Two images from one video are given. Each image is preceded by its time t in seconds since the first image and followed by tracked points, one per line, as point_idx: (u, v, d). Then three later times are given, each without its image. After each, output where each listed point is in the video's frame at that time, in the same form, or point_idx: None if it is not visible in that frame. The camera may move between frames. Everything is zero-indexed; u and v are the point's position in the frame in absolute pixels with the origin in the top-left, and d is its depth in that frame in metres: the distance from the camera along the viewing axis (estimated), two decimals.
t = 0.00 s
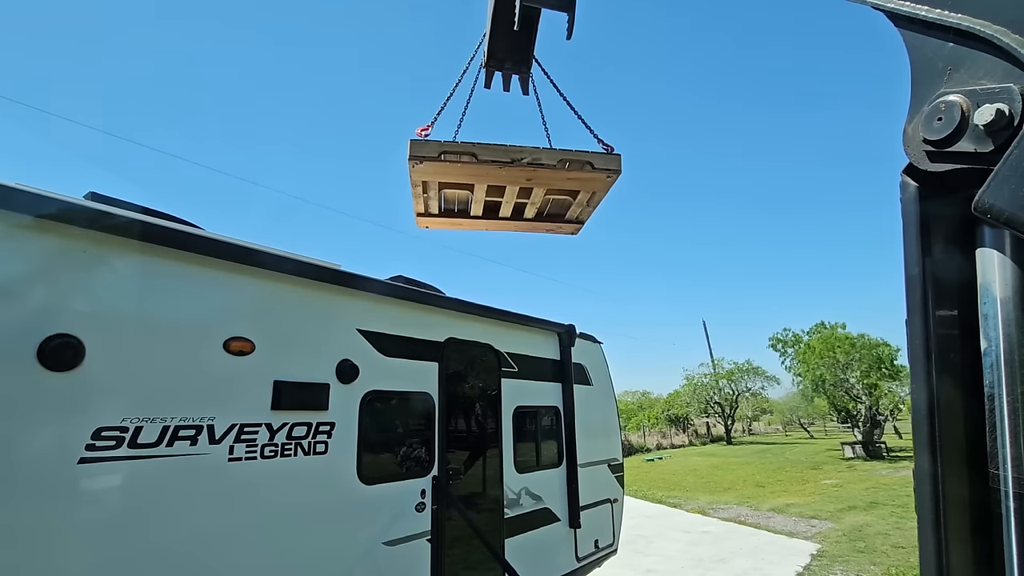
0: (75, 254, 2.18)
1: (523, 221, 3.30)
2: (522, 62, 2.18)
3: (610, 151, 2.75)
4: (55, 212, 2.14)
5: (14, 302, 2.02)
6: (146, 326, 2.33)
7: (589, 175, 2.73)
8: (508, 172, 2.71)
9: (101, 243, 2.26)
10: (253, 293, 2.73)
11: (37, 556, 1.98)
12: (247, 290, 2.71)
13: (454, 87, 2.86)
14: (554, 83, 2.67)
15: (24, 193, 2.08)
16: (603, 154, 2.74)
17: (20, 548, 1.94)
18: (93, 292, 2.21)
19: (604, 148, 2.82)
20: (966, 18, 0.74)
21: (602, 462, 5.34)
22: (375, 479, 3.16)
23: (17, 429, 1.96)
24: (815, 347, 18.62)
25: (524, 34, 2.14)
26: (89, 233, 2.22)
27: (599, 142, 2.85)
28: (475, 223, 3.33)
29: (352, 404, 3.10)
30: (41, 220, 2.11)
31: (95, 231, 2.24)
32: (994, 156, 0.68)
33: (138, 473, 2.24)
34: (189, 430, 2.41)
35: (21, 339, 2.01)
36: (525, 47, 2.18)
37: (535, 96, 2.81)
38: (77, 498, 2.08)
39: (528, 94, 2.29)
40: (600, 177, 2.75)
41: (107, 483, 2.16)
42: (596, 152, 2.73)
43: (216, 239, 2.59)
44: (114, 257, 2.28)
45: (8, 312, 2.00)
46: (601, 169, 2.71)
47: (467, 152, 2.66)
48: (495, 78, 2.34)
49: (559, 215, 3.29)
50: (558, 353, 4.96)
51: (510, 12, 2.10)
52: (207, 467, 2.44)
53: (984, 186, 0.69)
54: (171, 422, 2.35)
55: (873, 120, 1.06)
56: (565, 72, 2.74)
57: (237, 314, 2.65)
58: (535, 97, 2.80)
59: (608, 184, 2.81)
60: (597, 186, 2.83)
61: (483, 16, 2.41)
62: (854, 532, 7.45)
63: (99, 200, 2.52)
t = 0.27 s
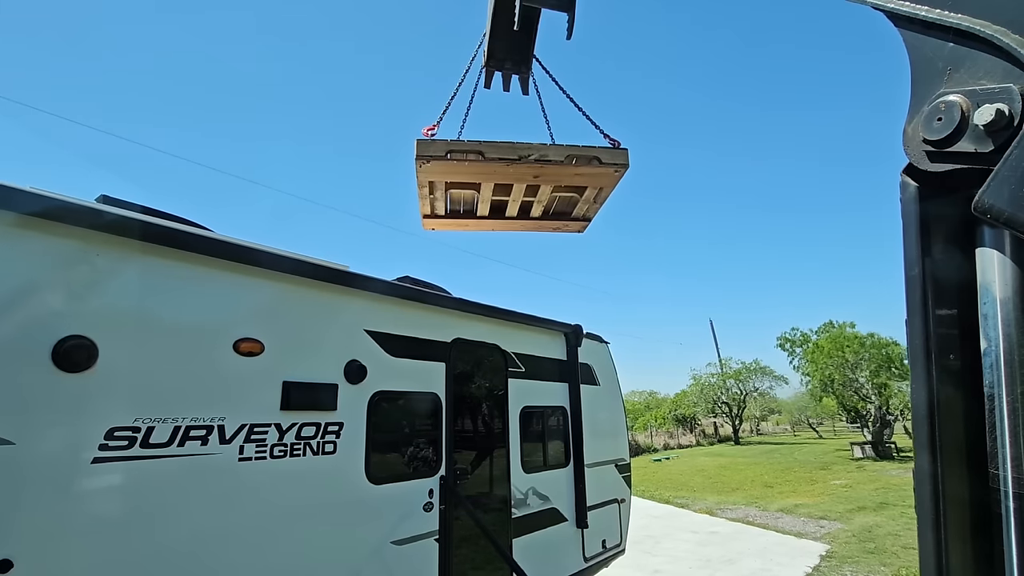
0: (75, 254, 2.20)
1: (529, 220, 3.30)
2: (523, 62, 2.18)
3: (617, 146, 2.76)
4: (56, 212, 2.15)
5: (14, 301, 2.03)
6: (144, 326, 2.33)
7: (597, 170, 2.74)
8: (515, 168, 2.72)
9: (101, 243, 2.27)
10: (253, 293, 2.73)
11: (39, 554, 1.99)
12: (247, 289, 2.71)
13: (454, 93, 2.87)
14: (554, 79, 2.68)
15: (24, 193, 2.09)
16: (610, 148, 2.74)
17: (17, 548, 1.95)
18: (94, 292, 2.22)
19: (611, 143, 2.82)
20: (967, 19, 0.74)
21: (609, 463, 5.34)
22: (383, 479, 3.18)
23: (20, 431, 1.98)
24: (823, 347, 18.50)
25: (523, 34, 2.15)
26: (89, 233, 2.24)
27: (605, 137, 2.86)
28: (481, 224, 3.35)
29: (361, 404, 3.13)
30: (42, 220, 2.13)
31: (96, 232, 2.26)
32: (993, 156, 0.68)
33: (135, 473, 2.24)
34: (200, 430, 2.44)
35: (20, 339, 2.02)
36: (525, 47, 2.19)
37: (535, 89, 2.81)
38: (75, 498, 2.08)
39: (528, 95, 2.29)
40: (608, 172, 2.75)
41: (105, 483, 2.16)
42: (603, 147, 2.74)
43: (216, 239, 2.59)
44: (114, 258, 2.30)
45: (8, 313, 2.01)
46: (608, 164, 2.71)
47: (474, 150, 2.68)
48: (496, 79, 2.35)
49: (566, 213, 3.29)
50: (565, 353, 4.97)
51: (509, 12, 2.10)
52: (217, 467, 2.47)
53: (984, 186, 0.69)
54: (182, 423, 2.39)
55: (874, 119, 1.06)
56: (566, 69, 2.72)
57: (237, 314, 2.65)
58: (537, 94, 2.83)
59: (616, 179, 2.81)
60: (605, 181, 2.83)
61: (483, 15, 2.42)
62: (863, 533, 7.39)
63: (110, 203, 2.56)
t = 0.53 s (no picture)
0: (76, 254, 2.21)
1: (535, 219, 3.31)
2: (522, 62, 2.20)
3: (622, 144, 2.76)
4: (58, 212, 2.16)
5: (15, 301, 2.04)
6: (145, 325, 2.34)
7: (603, 168, 2.73)
8: (521, 169, 2.73)
9: (102, 243, 2.28)
10: (254, 294, 2.73)
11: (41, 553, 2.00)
12: (249, 289, 2.71)
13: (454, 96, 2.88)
14: (553, 77, 2.64)
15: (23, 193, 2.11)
16: (615, 146, 2.74)
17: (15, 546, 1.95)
18: (94, 292, 2.23)
19: (616, 141, 2.82)
20: (967, 19, 0.74)
21: (617, 463, 5.34)
22: (391, 478, 3.21)
23: (36, 431, 2.02)
24: (832, 346, 18.34)
25: (522, 34, 2.16)
26: (90, 233, 2.24)
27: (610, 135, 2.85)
28: (486, 224, 3.38)
29: (369, 405, 3.16)
30: (43, 220, 2.14)
31: (96, 232, 2.26)
32: (993, 156, 0.69)
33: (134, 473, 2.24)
34: (211, 430, 2.47)
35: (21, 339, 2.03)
36: (525, 47, 2.20)
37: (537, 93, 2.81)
38: (73, 498, 2.09)
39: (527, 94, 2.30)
40: (615, 170, 2.75)
41: (105, 482, 2.16)
42: (609, 145, 2.73)
43: (217, 238, 2.60)
44: (115, 258, 2.31)
45: (9, 313, 2.02)
46: (614, 162, 2.70)
47: (479, 152, 2.68)
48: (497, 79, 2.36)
49: (571, 211, 3.29)
50: (572, 353, 4.97)
51: (508, 13, 2.11)
52: (228, 467, 2.50)
53: (984, 186, 0.69)
54: (193, 423, 2.42)
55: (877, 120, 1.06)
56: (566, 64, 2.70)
57: (239, 313, 2.65)
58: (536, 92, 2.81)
59: (623, 177, 2.80)
60: (611, 179, 2.82)
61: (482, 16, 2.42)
62: (874, 534, 7.32)
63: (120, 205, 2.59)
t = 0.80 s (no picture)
0: (76, 254, 2.20)
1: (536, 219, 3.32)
2: (521, 61, 2.21)
3: (621, 146, 2.77)
4: (64, 213, 2.16)
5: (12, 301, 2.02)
6: (145, 326, 2.34)
7: (603, 171, 2.75)
8: (522, 172, 2.74)
9: (103, 243, 2.27)
10: (256, 294, 2.72)
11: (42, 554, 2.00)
12: (251, 290, 2.71)
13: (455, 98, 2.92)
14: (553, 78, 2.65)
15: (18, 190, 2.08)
16: (615, 148, 2.75)
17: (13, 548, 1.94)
18: (95, 292, 2.22)
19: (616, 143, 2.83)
20: (967, 19, 0.74)
21: (625, 463, 5.33)
22: (399, 478, 3.23)
23: (51, 431, 2.04)
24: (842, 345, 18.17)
25: (522, 34, 2.17)
26: (89, 232, 2.23)
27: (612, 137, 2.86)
28: (488, 224, 3.38)
29: (377, 405, 3.19)
30: (39, 219, 2.11)
31: (96, 232, 2.26)
32: (993, 155, 0.69)
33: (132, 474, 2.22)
34: (222, 430, 2.50)
35: (20, 339, 2.01)
36: (525, 47, 2.21)
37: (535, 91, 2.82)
38: (73, 499, 2.08)
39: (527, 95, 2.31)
40: (615, 172, 2.76)
41: (105, 482, 2.16)
42: (609, 148, 2.74)
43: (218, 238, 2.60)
44: (116, 258, 2.30)
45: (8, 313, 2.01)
46: (615, 165, 2.72)
47: (481, 156, 2.68)
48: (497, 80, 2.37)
49: (573, 211, 3.29)
50: (579, 353, 4.97)
51: (508, 14, 2.12)
52: (239, 467, 2.53)
53: (983, 186, 0.69)
54: (205, 423, 2.45)
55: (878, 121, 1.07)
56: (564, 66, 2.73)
57: (241, 314, 2.65)
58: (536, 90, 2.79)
59: (623, 179, 2.82)
60: (612, 180, 2.84)
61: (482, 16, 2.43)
62: (885, 534, 7.25)
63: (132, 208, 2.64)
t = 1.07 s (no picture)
0: (73, 254, 2.21)
1: (534, 220, 3.33)
2: (521, 61, 2.21)
3: (617, 151, 2.79)
4: (75, 216, 2.20)
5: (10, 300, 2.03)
6: (144, 326, 2.34)
7: (598, 175, 2.77)
8: (518, 177, 2.76)
9: (102, 243, 2.29)
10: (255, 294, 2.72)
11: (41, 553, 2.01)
12: (250, 290, 2.71)
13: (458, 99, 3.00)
14: (553, 80, 2.78)
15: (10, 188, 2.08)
16: (610, 153, 2.77)
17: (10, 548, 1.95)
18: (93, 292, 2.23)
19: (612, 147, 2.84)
20: (967, 19, 0.74)
21: (633, 463, 5.32)
22: (408, 478, 3.26)
23: (66, 431, 2.09)
24: (852, 344, 17.98)
25: (522, 34, 2.18)
26: (88, 233, 2.25)
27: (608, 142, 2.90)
28: (487, 224, 3.37)
29: (386, 405, 3.22)
30: (35, 218, 2.12)
31: (95, 232, 2.27)
32: (993, 155, 0.69)
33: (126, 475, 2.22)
34: (233, 430, 2.54)
35: (18, 340, 2.03)
36: (525, 47, 2.22)
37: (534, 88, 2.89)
38: (70, 499, 2.08)
39: (527, 95, 2.32)
40: (610, 176, 2.79)
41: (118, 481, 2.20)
42: (604, 153, 2.77)
43: (224, 239, 2.62)
44: (115, 257, 2.31)
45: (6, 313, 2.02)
46: (610, 169, 2.74)
47: (477, 161, 2.71)
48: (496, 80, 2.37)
49: (570, 212, 3.29)
50: (587, 353, 4.97)
51: (507, 14, 2.14)
52: (251, 466, 2.57)
53: (983, 186, 0.69)
54: (216, 423, 2.49)
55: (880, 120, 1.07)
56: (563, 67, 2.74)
57: (241, 314, 2.65)
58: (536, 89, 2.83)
59: (618, 183, 2.84)
60: (607, 184, 2.86)
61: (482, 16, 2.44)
62: (896, 535, 7.17)
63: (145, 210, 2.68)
